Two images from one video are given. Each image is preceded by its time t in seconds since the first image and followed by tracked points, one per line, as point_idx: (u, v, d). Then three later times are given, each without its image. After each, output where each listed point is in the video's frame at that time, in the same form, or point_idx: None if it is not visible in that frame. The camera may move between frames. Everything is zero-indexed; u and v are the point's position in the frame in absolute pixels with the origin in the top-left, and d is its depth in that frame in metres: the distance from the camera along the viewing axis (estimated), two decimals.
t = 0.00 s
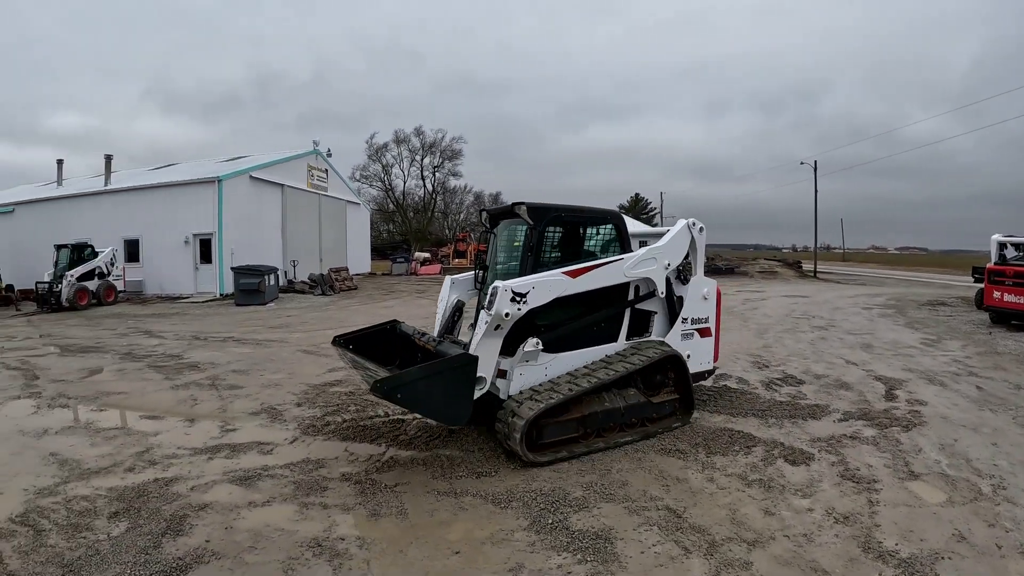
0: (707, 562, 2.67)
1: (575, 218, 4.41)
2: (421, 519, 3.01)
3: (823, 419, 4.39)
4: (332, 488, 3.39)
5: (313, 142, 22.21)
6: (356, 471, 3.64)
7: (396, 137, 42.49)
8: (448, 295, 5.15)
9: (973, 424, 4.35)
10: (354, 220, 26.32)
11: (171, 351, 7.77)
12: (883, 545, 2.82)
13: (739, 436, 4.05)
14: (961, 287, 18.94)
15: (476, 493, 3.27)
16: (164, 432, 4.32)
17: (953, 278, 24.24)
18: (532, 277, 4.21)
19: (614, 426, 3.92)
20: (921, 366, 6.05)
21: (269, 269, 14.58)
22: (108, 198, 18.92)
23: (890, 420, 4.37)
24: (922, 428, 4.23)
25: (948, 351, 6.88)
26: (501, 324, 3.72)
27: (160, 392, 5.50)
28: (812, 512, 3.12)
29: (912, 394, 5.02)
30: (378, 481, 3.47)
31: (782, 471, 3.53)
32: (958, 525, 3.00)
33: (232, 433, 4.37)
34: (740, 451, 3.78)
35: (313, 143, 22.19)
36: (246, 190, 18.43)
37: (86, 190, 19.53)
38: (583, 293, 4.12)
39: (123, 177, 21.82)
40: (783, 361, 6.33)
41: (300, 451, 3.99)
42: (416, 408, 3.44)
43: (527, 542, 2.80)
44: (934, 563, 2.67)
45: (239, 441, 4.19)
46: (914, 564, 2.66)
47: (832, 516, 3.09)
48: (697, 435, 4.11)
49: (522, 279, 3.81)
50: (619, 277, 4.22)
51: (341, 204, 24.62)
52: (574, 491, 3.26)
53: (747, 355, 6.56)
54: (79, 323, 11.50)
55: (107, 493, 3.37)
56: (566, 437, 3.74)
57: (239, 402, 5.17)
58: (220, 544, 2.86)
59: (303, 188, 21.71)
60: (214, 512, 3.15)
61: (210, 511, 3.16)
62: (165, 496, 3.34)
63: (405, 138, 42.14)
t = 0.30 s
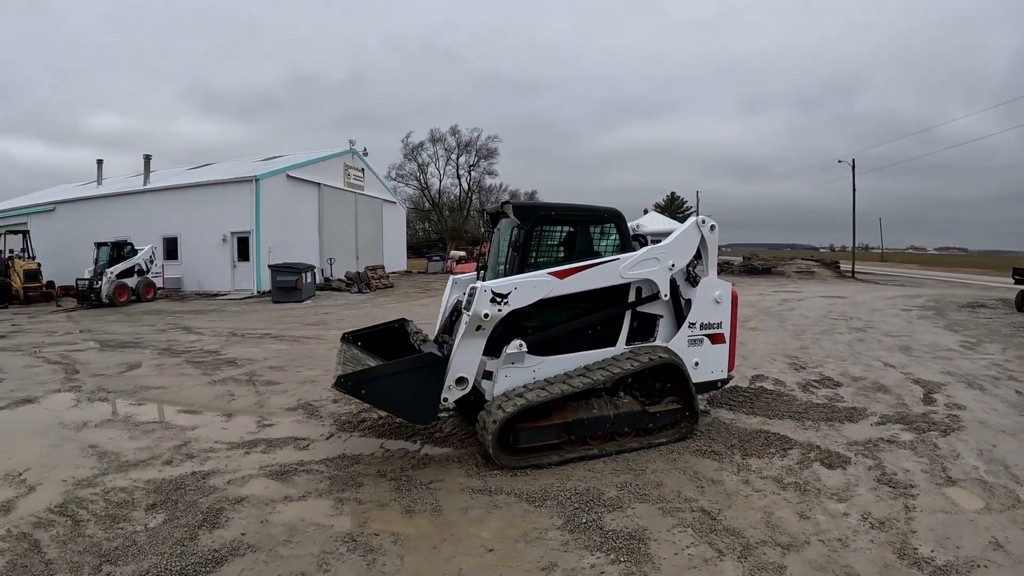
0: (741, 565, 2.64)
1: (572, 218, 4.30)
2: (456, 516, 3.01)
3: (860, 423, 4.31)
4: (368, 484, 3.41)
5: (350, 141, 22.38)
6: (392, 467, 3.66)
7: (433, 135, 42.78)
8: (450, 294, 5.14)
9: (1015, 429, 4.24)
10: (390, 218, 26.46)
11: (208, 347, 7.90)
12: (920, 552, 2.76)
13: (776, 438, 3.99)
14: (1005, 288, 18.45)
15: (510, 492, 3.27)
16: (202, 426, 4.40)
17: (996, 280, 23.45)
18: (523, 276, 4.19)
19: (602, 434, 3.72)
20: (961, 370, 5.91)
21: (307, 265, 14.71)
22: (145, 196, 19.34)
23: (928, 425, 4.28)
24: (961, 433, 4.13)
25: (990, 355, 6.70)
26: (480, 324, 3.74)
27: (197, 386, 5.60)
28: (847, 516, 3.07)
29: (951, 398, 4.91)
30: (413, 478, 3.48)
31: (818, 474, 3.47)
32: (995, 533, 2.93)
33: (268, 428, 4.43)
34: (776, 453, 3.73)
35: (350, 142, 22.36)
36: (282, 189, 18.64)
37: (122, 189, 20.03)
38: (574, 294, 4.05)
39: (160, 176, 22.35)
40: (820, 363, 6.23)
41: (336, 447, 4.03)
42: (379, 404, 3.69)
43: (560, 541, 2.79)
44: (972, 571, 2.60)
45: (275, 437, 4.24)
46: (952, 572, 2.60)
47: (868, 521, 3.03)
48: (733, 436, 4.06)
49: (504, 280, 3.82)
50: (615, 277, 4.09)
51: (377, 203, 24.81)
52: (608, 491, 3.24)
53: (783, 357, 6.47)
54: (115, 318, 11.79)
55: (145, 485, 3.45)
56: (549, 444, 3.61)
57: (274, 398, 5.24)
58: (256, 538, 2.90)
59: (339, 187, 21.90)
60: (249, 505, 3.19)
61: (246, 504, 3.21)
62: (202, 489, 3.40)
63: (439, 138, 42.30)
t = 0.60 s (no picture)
0: (775, 568, 2.61)
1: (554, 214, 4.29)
2: (490, 514, 3.02)
3: (896, 426, 4.23)
4: (401, 480, 3.44)
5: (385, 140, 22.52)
6: (427, 464, 3.68)
7: (467, 134, 42.96)
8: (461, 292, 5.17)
9: None
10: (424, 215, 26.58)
11: (244, 342, 8.04)
12: (954, 559, 2.70)
13: (811, 440, 3.94)
14: None
15: (544, 490, 3.27)
16: (237, 421, 4.50)
17: None
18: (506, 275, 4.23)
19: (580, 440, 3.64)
20: (1001, 374, 5.76)
21: (341, 264, 14.92)
22: (180, 195, 19.66)
23: (965, 429, 4.20)
24: (999, 438, 4.05)
25: None
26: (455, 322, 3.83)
27: (232, 381, 5.72)
28: (882, 521, 3.01)
29: (990, 402, 4.81)
30: (448, 475, 3.51)
31: (853, 478, 3.42)
32: None
33: (303, 423, 4.50)
34: (811, 456, 3.69)
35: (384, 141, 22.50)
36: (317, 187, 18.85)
37: (158, 189, 20.43)
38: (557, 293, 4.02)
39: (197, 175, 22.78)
40: (856, 364, 6.12)
41: (371, 443, 4.07)
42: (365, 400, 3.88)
43: (593, 540, 2.78)
44: None
45: (310, 432, 4.30)
46: None
47: (902, 526, 2.98)
48: (768, 437, 4.01)
49: (483, 279, 3.89)
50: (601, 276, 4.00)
51: (411, 201, 24.94)
52: (642, 491, 3.23)
53: (818, 358, 6.38)
54: (151, 314, 12.03)
55: (180, 479, 3.56)
56: (523, 445, 3.58)
57: (309, 394, 5.31)
58: (290, 532, 2.96)
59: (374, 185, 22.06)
60: (284, 500, 3.25)
61: (280, 498, 3.27)
62: (237, 483, 3.48)
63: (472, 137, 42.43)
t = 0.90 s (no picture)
0: (807, 571, 2.58)
1: (536, 211, 4.31)
2: (522, 511, 3.03)
3: (930, 430, 4.16)
4: (433, 476, 3.47)
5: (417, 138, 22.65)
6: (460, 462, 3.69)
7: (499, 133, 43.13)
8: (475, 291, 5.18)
9: None
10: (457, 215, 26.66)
11: (277, 338, 8.16)
12: (988, 565, 2.64)
13: (844, 442, 3.89)
14: None
15: (576, 488, 3.27)
16: (270, 416, 4.58)
17: None
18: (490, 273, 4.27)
19: (549, 441, 3.61)
20: None
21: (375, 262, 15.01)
22: (216, 192, 19.95)
23: (1002, 434, 4.12)
24: None
25: None
26: (431, 318, 3.98)
27: (265, 376, 5.82)
28: (915, 525, 2.96)
29: None
30: (480, 472, 3.53)
31: (887, 482, 3.37)
32: None
33: (335, 419, 4.56)
34: (844, 458, 3.65)
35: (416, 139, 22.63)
36: (351, 185, 19.01)
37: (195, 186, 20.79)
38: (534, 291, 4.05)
39: (234, 172, 23.16)
40: (890, 366, 6.02)
41: (403, 439, 4.10)
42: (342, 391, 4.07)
43: (625, 539, 2.78)
44: None
45: (342, 428, 4.36)
46: None
47: (936, 531, 2.93)
48: (801, 438, 3.96)
49: (460, 276, 4.03)
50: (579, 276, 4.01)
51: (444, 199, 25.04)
52: (674, 491, 3.22)
53: (850, 359, 6.30)
54: (184, 310, 12.23)
55: (214, 472, 3.64)
56: (492, 442, 3.62)
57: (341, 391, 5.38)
58: (322, 526, 3.00)
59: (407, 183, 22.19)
60: (316, 494, 3.29)
61: (313, 492, 3.32)
62: (269, 477, 3.54)
63: (503, 134, 42.57)
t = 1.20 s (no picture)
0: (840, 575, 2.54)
1: (513, 212, 4.41)
2: (553, 509, 3.04)
3: (965, 434, 4.05)
4: (465, 473, 3.50)
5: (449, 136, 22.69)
6: (492, 459, 3.72)
7: (530, 131, 43.23)
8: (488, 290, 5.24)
9: None
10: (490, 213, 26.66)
11: (310, 335, 8.29)
12: None
13: (877, 445, 3.82)
14: None
15: (607, 488, 3.27)
16: (302, 412, 4.67)
17: None
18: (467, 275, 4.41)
19: (520, 437, 3.69)
20: None
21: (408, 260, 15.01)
22: (251, 190, 20.22)
23: None
24: None
25: None
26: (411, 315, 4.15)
27: (297, 372, 5.92)
28: (948, 530, 2.90)
29: None
30: (512, 470, 3.55)
31: (921, 485, 3.31)
32: None
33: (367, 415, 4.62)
34: (877, 461, 3.59)
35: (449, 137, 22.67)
36: (383, 183, 19.12)
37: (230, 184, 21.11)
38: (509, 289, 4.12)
39: (266, 171, 23.49)
40: (925, 368, 5.88)
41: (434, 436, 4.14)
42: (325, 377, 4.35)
43: (655, 539, 2.78)
44: None
45: (374, 424, 4.42)
46: None
47: (970, 537, 2.86)
48: (833, 440, 3.91)
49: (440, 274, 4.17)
50: (551, 275, 4.02)
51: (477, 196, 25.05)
52: (705, 491, 3.21)
53: (884, 360, 6.18)
54: (215, 306, 12.42)
55: (247, 465, 3.72)
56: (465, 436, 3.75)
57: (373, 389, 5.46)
58: (354, 520, 3.04)
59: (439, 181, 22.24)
60: (347, 489, 3.34)
61: (345, 487, 3.36)
62: (301, 472, 3.60)
63: (535, 132, 42.61)
